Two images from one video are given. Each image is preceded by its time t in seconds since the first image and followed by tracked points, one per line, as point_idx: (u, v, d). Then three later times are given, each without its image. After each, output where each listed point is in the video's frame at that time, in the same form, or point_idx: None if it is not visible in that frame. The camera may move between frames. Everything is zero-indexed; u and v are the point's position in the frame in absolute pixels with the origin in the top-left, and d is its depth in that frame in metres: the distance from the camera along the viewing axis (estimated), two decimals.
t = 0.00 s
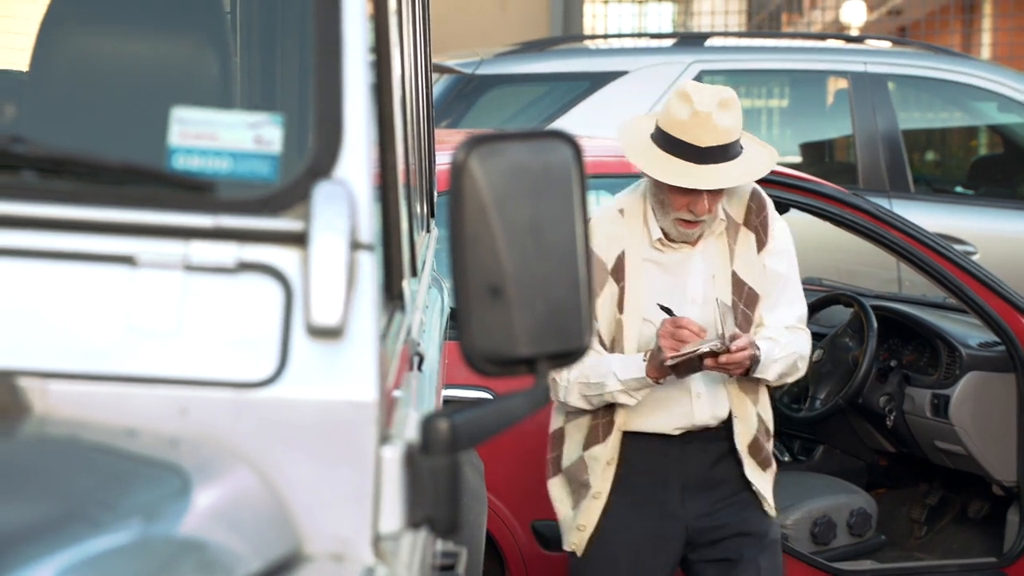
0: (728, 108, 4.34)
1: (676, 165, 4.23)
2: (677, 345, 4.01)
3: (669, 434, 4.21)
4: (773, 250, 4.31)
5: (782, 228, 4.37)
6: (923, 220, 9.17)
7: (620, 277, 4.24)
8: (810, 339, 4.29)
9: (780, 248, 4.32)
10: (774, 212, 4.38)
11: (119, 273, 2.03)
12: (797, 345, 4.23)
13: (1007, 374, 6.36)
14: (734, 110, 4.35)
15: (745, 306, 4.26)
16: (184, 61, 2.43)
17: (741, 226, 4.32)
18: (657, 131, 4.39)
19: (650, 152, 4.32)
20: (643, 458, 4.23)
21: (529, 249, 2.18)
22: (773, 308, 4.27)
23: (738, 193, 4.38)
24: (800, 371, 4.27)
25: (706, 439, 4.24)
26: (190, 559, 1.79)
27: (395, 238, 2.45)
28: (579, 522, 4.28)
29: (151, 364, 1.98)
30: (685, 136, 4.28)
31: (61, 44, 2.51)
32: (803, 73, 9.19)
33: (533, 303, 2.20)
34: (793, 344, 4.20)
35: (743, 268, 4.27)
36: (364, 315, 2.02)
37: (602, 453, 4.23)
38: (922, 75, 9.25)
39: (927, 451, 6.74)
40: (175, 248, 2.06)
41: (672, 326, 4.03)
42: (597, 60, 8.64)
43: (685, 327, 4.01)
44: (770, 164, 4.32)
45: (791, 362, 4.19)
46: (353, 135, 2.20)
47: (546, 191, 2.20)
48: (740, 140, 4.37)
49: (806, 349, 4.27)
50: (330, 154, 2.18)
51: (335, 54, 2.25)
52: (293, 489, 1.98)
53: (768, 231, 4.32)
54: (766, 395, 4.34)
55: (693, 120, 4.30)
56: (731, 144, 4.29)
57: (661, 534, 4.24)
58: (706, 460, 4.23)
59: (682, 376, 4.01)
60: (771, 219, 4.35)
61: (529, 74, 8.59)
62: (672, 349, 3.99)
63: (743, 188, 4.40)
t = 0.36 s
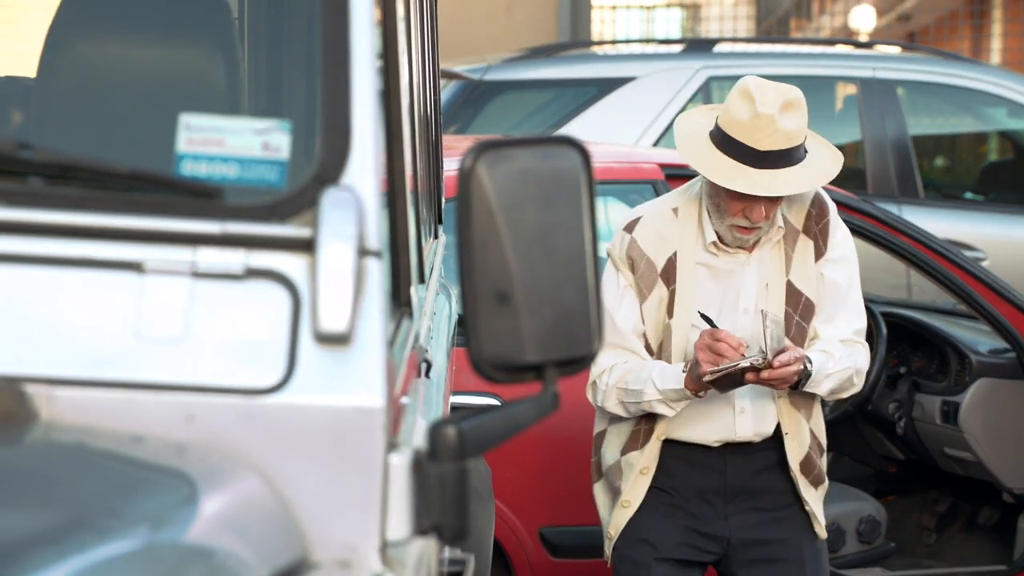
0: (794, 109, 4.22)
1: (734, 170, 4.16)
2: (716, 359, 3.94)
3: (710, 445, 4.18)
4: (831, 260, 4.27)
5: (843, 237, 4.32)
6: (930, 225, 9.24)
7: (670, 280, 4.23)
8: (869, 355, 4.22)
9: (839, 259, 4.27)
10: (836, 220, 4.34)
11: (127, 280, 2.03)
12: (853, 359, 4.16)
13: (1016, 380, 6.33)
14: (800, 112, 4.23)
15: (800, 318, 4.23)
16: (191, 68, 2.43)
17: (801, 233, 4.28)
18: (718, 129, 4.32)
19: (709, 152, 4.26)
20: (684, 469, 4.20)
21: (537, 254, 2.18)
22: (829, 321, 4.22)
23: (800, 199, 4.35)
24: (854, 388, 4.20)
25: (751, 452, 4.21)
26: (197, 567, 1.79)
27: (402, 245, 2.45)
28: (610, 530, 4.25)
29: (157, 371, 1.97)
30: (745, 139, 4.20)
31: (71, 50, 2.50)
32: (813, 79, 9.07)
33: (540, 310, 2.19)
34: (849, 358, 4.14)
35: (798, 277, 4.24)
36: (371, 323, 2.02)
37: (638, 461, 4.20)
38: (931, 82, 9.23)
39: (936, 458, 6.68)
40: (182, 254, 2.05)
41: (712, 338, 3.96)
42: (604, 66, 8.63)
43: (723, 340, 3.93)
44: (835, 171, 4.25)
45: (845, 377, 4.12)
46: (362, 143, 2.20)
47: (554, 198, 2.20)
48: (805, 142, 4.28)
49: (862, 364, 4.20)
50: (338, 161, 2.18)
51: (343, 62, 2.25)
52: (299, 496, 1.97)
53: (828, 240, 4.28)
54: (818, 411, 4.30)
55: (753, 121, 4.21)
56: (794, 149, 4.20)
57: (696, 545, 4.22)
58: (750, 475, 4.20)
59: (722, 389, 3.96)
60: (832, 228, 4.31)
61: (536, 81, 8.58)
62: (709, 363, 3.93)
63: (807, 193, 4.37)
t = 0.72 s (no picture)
0: (788, 110, 4.05)
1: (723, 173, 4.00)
2: (700, 369, 3.74)
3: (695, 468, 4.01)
4: (827, 274, 4.06)
5: (841, 252, 4.10)
6: (934, 227, 9.22)
7: (654, 290, 4.05)
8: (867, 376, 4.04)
9: (836, 274, 4.06)
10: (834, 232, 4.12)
11: (129, 282, 2.02)
12: (849, 381, 3.98)
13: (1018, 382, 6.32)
14: (794, 113, 4.06)
15: (792, 336, 4.02)
16: (194, 71, 2.43)
17: (795, 244, 4.08)
18: (708, 127, 4.15)
19: (696, 153, 4.10)
20: (667, 495, 4.02)
21: (540, 255, 2.17)
22: (825, 338, 4.02)
23: (795, 208, 4.15)
24: (851, 411, 4.04)
25: (739, 475, 4.03)
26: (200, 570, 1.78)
27: (403, 245, 2.45)
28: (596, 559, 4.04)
29: (158, 373, 1.97)
30: (734, 139, 4.03)
31: (72, 53, 2.50)
32: (818, 80, 9.04)
33: (543, 312, 2.18)
34: (845, 380, 3.96)
35: (790, 291, 4.04)
36: (373, 325, 2.01)
37: (623, 483, 4.00)
38: (934, 83, 9.22)
39: (942, 460, 6.64)
40: (184, 256, 2.05)
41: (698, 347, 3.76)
42: (607, 67, 8.62)
43: (708, 350, 3.74)
44: (829, 178, 4.07)
45: (842, 400, 3.95)
46: (363, 147, 2.19)
47: (558, 199, 2.20)
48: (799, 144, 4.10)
49: (859, 386, 4.02)
50: (341, 163, 2.17)
51: (346, 63, 2.24)
52: (302, 498, 1.97)
53: (824, 254, 4.07)
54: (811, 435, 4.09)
55: (743, 119, 4.03)
56: (785, 151, 4.02)
57: None
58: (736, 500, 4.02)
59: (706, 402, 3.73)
60: (830, 241, 4.09)
61: (539, 82, 8.58)
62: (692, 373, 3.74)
63: (803, 202, 4.17)
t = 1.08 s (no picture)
0: (811, 105, 3.97)
1: (743, 170, 3.91)
2: (724, 374, 3.64)
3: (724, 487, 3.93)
4: (853, 280, 3.99)
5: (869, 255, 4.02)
6: (937, 228, 9.20)
7: (674, 300, 3.94)
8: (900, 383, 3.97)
9: (863, 278, 3.99)
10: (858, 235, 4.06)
11: (130, 283, 2.02)
12: (882, 388, 3.90)
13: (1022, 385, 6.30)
14: (817, 107, 3.98)
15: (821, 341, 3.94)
16: (196, 72, 2.43)
17: (820, 248, 4.00)
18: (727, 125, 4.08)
19: (717, 151, 4.01)
20: (696, 520, 3.93)
21: (541, 256, 2.17)
22: (854, 347, 3.95)
23: (817, 211, 4.07)
24: (885, 422, 3.97)
25: (768, 497, 3.96)
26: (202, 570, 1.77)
27: (405, 245, 2.45)
28: None
29: (159, 373, 1.96)
30: (756, 135, 3.95)
31: (74, 54, 2.49)
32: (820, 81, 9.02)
33: (545, 313, 2.18)
34: (879, 387, 3.88)
35: (818, 297, 3.96)
36: (373, 326, 2.01)
37: (649, 507, 3.90)
38: (936, 83, 9.22)
39: (943, 460, 6.66)
40: (185, 257, 2.05)
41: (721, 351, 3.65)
42: (609, 68, 8.61)
43: (732, 353, 3.63)
44: (854, 177, 3.99)
45: (875, 410, 3.88)
46: (365, 146, 2.18)
47: (558, 200, 2.19)
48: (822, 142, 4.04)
49: (891, 395, 3.94)
50: (342, 164, 2.17)
51: (348, 64, 2.24)
52: (303, 499, 1.96)
53: (850, 258, 4.00)
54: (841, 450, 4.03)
55: (765, 115, 3.96)
56: (807, 148, 3.95)
57: None
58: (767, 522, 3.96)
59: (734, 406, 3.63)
60: (855, 244, 4.02)
61: (540, 82, 8.57)
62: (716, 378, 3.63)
63: (823, 204, 4.10)
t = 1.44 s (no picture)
0: (865, 100, 3.69)
1: (789, 168, 3.65)
2: (755, 394, 3.38)
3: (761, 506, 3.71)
4: (915, 288, 3.69)
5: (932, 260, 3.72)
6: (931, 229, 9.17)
7: (715, 303, 3.71)
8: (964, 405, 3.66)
9: (924, 286, 3.69)
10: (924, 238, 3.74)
11: (121, 283, 2.02)
12: (942, 410, 3.60)
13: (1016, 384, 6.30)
14: (871, 103, 3.70)
15: (876, 356, 3.67)
16: (189, 71, 2.42)
17: (877, 253, 3.71)
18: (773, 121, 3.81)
19: (762, 148, 3.76)
20: (729, 539, 3.73)
21: (534, 257, 2.16)
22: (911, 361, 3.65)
23: (877, 210, 3.78)
24: (944, 445, 3.66)
25: (811, 519, 3.73)
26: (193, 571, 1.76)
27: (397, 244, 2.44)
28: None
29: (151, 373, 1.96)
30: (802, 130, 3.69)
31: (68, 54, 2.48)
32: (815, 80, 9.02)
33: (539, 313, 2.17)
34: (938, 410, 3.58)
35: (872, 307, 3.68)
36: (366, 326, 2.00)
37: (681, 521, 3.72)
38: (930, 83, 9.21)
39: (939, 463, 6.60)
40: (177, 257, 2.05)
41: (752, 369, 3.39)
42: (602, 68, 8.60)
43: (761, 371, 3.37)
44: (910, 176, 3.71)
45: (932, 432, 3.58)
46: (357, 144, 2.18)
47: (551, 201, 2.19)
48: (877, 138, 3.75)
49: (953, 416, 3.63)
50: (335, 164, 2.16)
51: (340, 63, 2.23)
52: (295, 500, 1.96)
53: (911, 265, 3.69)
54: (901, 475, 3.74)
55: (811, 109, 3.69)
56: (858, 145, 3.68)
57: None
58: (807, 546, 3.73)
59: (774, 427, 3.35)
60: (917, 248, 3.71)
61: (533, 82, 8.56)
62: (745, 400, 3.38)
63: (885, 204, 3.81)
